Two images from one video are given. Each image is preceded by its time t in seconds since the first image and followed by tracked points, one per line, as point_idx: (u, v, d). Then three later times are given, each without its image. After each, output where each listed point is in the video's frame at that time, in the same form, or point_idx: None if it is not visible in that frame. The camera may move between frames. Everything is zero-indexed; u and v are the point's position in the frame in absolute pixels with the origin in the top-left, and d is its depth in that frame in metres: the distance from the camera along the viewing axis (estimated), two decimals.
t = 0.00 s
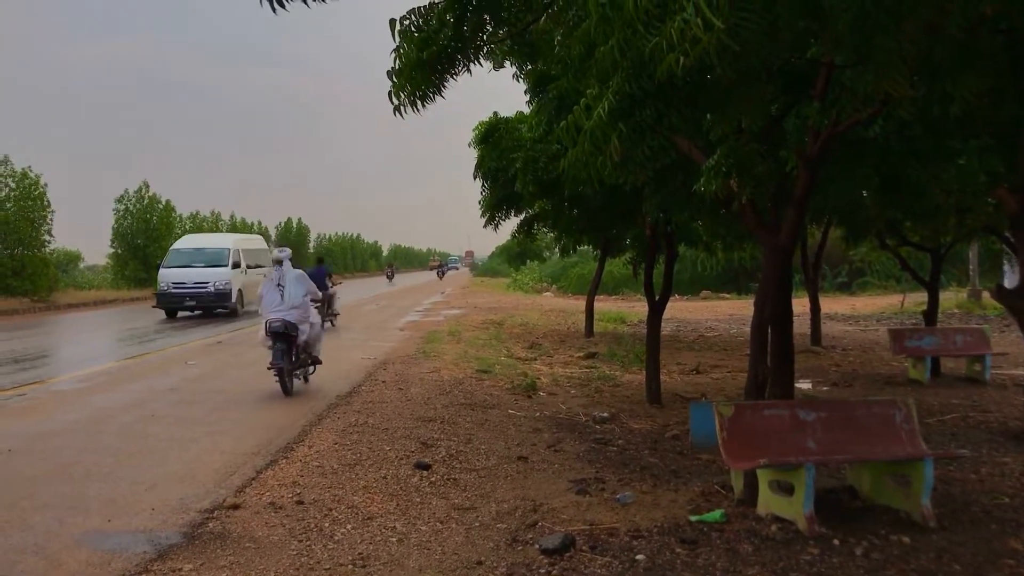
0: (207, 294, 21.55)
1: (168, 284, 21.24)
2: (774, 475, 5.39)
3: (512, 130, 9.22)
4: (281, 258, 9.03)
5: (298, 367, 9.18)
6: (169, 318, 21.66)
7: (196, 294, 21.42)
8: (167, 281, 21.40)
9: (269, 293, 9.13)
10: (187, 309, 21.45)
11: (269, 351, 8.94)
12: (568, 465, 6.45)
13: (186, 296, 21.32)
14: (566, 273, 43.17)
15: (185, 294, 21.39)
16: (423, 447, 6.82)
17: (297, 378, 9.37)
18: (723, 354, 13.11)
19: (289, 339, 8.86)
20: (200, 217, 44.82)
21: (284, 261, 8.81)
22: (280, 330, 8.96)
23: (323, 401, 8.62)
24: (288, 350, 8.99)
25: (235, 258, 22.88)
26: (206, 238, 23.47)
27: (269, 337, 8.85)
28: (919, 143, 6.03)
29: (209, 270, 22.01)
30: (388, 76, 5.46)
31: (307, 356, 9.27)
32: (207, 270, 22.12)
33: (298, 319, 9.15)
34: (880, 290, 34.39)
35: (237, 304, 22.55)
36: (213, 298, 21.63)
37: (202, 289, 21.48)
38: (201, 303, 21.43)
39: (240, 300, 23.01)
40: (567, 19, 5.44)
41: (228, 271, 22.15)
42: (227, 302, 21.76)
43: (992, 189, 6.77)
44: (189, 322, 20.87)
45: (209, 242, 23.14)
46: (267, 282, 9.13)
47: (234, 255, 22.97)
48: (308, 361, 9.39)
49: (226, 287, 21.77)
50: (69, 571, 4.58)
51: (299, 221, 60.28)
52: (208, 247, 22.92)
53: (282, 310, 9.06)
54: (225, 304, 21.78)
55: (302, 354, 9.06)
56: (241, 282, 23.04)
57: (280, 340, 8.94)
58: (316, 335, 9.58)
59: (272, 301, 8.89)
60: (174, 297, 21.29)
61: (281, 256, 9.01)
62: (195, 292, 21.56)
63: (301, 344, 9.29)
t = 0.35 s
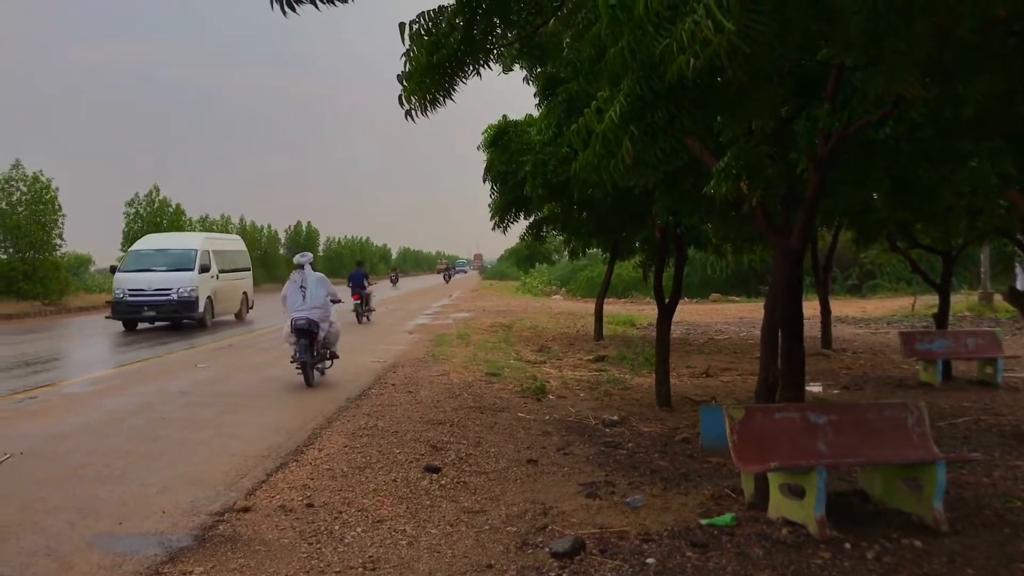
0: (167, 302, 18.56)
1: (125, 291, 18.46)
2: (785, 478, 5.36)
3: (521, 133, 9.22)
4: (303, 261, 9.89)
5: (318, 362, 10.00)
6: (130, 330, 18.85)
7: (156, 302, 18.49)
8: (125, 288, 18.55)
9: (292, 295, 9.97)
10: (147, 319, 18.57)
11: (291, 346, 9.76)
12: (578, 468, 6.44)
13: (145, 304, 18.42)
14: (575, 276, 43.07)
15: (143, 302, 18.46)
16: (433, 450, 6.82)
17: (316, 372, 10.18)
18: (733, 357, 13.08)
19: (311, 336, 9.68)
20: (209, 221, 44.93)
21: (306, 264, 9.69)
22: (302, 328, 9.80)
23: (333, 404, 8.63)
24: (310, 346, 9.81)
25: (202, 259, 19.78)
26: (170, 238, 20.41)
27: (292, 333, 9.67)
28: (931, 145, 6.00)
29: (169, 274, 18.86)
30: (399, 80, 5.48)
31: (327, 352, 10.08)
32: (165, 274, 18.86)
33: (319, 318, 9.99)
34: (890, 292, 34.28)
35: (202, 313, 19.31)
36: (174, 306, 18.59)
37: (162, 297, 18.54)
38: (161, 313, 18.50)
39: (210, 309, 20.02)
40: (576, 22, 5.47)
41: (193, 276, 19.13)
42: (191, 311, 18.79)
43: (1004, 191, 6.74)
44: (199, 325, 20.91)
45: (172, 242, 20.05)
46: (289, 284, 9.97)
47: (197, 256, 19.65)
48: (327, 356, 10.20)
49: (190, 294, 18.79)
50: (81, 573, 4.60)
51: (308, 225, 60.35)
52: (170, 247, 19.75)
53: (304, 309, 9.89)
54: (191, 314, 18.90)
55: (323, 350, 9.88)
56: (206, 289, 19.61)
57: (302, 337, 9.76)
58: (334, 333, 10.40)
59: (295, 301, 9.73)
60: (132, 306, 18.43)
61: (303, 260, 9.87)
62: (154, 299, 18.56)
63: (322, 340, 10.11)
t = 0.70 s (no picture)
0: (127, 311, 15.65)
1: (79, 299, 15.62)
2: (807, 480, 5.34)
3: (542, 136, 9.32)
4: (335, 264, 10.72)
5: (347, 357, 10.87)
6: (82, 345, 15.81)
7: (114, 313, 15.60)
8: (78, 295, 15.72)
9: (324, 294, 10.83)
10: (104, 332, 15.69)
11: (323, 342, 10.60)
12: (599, 471, 6.43)
13: (102, 314, 15.55)
14: (595, 278, 42.98)
15: (98, 312, 15.59)
16: (454, 452, 6.83)
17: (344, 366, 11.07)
18: (753, 359, 13.02)
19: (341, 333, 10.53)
20: (230, 224, 45.33)
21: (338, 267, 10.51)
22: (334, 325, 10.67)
23: (354, 405, 8.66)
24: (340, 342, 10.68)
25: (168, 262, 16.68)
26: (136, 236, 17.31)
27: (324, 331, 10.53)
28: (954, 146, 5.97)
29: (133, 278, 16.02)
30: (420, 84, 5.51)
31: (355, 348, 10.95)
32: (128, 279, 15.99)
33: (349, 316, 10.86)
34: (912, 293, 34.00)
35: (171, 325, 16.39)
36: (135, 317, 15.66)
37: (122, 305, 15.65)
38: (120, 325, 15.61)
39: (180, 319, 16.98)
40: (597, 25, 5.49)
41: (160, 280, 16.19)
42: (155, 322, 15.82)
43: None
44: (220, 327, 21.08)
45: (135, 242, 16.99)
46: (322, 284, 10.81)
47: (165, 258, 16.66)
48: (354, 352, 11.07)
49: (155, 302, 15.86)
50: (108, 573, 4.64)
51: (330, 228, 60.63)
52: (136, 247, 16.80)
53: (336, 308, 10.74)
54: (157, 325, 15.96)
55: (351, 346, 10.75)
56: (174, 297, 16.62)
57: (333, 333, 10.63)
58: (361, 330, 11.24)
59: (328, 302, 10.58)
60: (86, 316, 15.56)
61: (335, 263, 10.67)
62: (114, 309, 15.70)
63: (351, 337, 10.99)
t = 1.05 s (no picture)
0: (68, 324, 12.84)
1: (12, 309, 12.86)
2: (842, 482, 5.29)
3: (571, 137, 9.33)
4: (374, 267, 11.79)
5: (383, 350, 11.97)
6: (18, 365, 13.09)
7: (50, 325, 12.77)
8: (9, 305, 12.96)
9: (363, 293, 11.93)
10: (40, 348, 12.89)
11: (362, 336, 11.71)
12: (631, 473, 6.41)
13: (38, 327, 12.75)
14: (625, 279, 42.88)
15: (31, 324, 12.77)
16: (485, 454, 6.84)
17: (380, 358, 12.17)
18: (786, 360, 12.93)
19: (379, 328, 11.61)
20: (262, 227, 45.96)
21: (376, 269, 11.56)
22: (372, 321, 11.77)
23: (386, 406, 8.69)
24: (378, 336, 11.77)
25: (118, 264, 13.66)
26: (79, 232, 14.27)
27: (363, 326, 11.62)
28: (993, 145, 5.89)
29: (74, 283, 13.15)
30: (451, 86, 5.55)
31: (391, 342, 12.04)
32: (68, 284, 13.15)
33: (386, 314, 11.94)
34: (948, 294, 33.57)
35: (124, 340, 13.52)
36: (74, 331, 12.83)
37: (60, 316, 12.82)
38: (58, 341, 12.78)
39: (136, 333, 14.00)
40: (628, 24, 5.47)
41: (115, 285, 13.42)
42: (100, 338, 12.97)
43: None
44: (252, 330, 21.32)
45: (77, 241, 13.96)
46: (362, 284, 11.90)
47: (116, 259, 13.71)
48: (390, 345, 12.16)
49: (102, 313, 13.02)
50: (145, 573, 4.69)
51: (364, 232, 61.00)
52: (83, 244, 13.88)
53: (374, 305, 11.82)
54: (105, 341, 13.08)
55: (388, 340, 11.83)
56: (129, 306, 13.72)
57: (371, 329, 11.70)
58: (396, 326, 12.34)
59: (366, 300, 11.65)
60: (16, 329, 12.72)
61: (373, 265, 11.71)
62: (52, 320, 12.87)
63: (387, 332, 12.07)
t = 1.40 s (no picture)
0: None
1: None
2: (875, 485, 5.23)
3: (601, 137, 9.32)
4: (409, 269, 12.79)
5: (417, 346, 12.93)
6: None
7: None
8: None
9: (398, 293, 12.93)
10: None
11: (398, 333, 12.71)
12: (661, 475, 6.37)
13: None
14: (654, 280, 42.78)
15: None
16: (514, 455, 6.84)
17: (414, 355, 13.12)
18: (818, 361, 12.82)
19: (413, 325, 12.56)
20: (292, 229, 46.52)
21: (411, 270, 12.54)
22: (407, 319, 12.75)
23: (415, 407, 8.72)
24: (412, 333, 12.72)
25: (33, 264, 11.02)
26: None
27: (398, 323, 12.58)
28: None
29: None
30: (480, 88, 5.53)
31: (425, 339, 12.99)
32: None
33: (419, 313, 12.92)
34: (983, 294, 33.12)
35: (38, 361, 10.83)
36: None
37: None
38: None
39: (60, 350, 11.40)
40: (659, 24, 5.44)
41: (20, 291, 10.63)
42: (4, 359, 10.32)
43: None
44: (283, 331, 21.61)
45: None
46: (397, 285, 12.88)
47: (29, 259, 11.05)
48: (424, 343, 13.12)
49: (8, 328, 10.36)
50: (177, 572, 4.72)
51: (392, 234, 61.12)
52: None
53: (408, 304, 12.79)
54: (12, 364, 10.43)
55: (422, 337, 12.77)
56: (42, 316, 10.96)
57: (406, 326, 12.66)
58: (429, 324, 13.31)
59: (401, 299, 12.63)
60: None
61: (408, 267, 12.67)
62: None
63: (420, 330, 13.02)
